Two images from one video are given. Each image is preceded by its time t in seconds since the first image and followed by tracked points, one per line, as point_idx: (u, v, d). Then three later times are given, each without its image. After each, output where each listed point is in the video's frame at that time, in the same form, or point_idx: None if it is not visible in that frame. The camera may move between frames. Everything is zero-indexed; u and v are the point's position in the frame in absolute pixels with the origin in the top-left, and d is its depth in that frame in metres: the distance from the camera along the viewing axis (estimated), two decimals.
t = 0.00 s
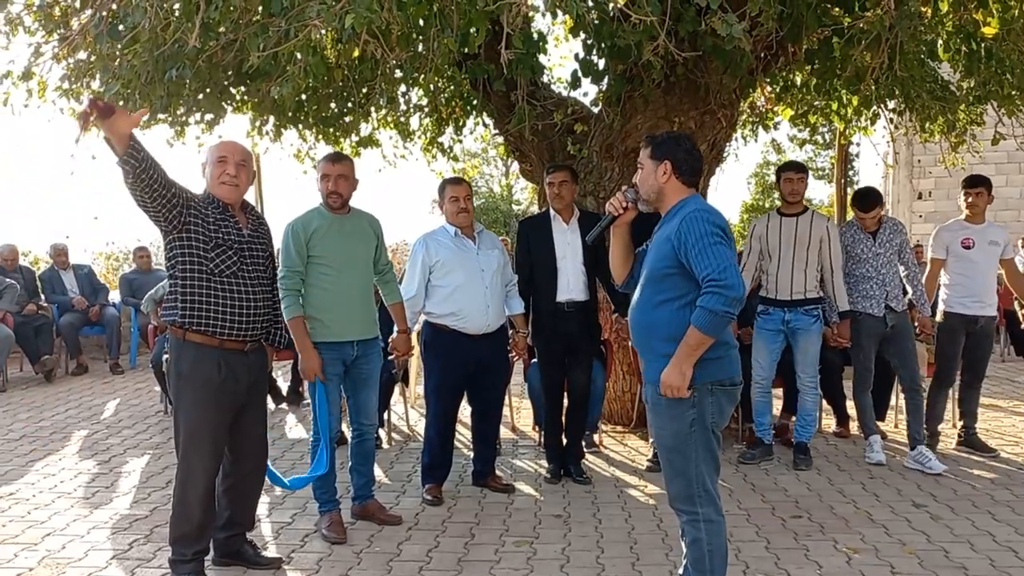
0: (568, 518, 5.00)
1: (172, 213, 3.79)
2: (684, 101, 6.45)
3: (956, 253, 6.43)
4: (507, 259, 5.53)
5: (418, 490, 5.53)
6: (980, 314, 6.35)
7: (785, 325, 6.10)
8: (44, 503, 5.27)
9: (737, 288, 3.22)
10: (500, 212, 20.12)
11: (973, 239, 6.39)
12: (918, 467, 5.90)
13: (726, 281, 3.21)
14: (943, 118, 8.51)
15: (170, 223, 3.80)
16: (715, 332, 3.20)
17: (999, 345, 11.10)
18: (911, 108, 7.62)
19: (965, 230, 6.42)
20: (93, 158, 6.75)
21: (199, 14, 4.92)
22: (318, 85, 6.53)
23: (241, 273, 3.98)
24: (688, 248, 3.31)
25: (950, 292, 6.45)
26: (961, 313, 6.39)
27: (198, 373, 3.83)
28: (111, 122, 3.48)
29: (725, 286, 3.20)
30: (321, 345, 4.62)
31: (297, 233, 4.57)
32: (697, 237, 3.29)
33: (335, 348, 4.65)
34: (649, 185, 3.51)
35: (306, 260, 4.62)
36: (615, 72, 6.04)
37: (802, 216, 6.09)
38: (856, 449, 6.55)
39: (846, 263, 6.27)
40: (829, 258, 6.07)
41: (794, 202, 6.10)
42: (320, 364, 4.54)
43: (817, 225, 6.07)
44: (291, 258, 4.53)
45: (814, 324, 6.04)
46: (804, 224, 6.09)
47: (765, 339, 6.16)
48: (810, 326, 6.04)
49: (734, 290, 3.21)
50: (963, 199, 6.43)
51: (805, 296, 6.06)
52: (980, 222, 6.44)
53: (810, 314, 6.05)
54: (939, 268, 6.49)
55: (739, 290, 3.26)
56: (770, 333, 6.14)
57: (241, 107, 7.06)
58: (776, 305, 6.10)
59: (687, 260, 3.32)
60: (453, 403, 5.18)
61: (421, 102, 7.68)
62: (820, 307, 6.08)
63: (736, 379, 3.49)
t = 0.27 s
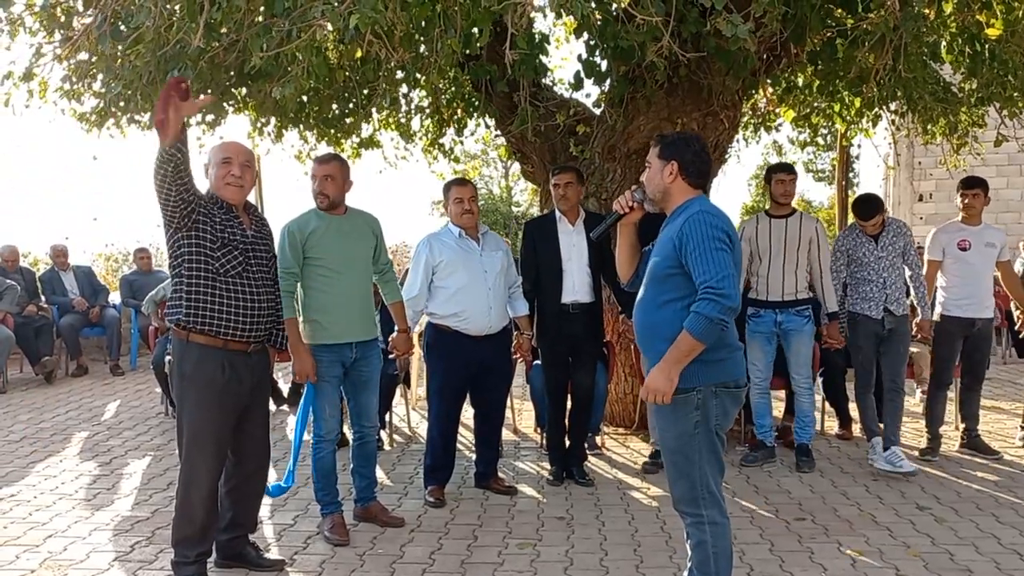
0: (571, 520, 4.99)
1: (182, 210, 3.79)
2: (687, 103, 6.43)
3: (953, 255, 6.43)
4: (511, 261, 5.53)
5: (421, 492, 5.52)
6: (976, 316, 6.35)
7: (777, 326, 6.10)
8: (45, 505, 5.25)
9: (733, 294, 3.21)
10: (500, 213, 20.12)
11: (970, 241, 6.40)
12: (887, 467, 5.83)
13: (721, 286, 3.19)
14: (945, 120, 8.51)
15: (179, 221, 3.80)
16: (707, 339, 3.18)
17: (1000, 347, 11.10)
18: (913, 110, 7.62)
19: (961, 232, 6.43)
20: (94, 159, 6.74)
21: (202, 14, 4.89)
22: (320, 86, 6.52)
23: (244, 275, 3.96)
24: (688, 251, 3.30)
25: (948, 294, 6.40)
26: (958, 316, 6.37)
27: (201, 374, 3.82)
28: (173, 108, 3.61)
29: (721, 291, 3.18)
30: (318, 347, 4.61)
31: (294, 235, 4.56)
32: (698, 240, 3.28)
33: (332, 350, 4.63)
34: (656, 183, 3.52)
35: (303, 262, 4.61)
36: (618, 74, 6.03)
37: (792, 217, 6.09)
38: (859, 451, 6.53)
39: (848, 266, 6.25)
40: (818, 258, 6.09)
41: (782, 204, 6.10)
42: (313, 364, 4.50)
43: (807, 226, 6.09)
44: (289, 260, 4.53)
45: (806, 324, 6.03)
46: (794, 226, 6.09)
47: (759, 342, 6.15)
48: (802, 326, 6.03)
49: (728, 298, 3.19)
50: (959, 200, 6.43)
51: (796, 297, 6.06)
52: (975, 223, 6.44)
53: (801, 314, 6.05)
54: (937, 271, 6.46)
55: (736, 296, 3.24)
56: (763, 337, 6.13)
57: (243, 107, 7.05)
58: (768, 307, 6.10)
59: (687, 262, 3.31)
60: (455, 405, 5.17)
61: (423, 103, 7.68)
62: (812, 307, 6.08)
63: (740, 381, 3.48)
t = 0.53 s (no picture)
0: (572, 521, 4.98)
1: (187, 211, 3.79)
2: (688, 104, 6.42)
3: (950, 256, 6.42)
4: (513, 262, 5.52)
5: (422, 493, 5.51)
6: (972, 317, 6.35)
7: (768, 328, 6.08)
8: (46, 506, 5.24)
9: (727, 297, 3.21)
10: (500, 214, 20.14)
11: (967, 242, 6.40)
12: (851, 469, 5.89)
13: (714, 289, 3.19)
14: (945, 121, 8.51)
15: (185, 221, 3.81)
16: (704, 342, 3.16)
17: (999, 348, 11.10)
18: (914, 111, 7.62)
19: (957, 233, 6.42)
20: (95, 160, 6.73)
21: (204, 14, 4.88)
22: (321, 86, 6.52)
23: (247, 277, 3.96)
24: (687, 252, 3.30)
25: (945, 295, 6.40)
26: (956, 317, 6.36)
27: (203, 375, 3.81)
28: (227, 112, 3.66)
29: (714, 294, 3.19)
30: (316, 348, 4.60)
31: (291, 237, 4.58)
32: (696, 241, 3.28)
33: (329, 351, 4.62)
34: (660, 183, 3.52)
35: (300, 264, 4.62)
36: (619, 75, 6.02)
37: (782, 219, 6.11)
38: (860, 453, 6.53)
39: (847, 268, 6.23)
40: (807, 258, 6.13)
41: (770, 206, 6.10)
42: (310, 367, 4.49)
43: (795, 227, 6.11)
44: (285, 263, 4.55)
45: (797, 326, 6.05)
46: (783, 227, 6.11)
47: (751, 344, 6.09)
48: (793, 328, 6.04)
49: (724, 300, 3.19)
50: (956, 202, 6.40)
51: (786, 299, 6.06)
52: (972, 224, 6.42)
53: (791, 315, 6.05)
54: (934, 272, 6.44)
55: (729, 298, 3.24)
56: (755, 338, 6.08)
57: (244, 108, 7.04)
58: (758, 309, 6.07)
59: (686, 262, 3.30)
60: (456, 406, 5.16)
61: (423, 104, 7.68)
62: (801, 308, 6.08)
63: (741, 382, 3.47)
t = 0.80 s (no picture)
0: (571, 524, 4.95)
1: (186, 211, 3.77)
2: (688, 105, 6.40)
3: (949, 259, 6.39)
4: (511, 263, 5.49)
5: (420, 495, 5.48)
6: (971, 320, 6.34)
7: (761, 330, 6.03)
8: (41, 508, 5.21)
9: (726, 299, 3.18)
10: (498, 215, 20.17)
11: (965, 245, 6.36)
12: (849, 474, 5.88)
13: (713, 291, 3.17)
14: (945, 123, 8.49)
15: (186, 221, 3.79)
16: (704, 347, 3.14)
17: (998, 350, 11.08)
18: (914, 112, 7.60)
19: (955, 236, 6.39)
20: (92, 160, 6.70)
21: (202, 13, 4.85)
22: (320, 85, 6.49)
23: (248, 278, 3.93)
24: (686, 252, 3.27)
25: (944, 299, 6.38)
26: (955, 320, 6.34)
27: (201, 376, 3.78)
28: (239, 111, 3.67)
29: (712, 296, 3.17)
30: (314, 349, 4.58)
31: (286, 238, 4.55)
32: (696, 242, 3.25)
33: (327, 352, 4.60)
34: (661, 183, 3.49)
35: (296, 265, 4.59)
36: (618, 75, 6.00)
37: (771, 221, 6.08)
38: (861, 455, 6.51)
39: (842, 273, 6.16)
40: (796, 259, 6.10)
41: (760, 208, 6.08)
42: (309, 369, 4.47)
43: (784, 228, 6.08)
44: (281, 263, 4.52)
45: (789, 327, 6.01)
46: (772, 229, 6.08)
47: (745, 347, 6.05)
48: (784, 329, 6.01)
49: (722, 304, 3.17)
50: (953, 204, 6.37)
51: (777, 300, 6.03)
52: (970, 226, 6.39)
53: (783, 316, 6.02)
54: (933, 275, 6.41)
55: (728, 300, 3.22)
56: (748, 341, 6.04)
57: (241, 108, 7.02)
58: (750, 311, 6.03)
59: (686, 262, 3.28)
60: (454, 409, 5.14)
61: (422, 104, 7.65)
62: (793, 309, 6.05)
63: (742, 384, 3.45)
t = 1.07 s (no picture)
0: (568, 526, 4.90)
1: (181, 208, 3.72)
2: (688, 104, 6.36)
3: (947, 261, 6.33)
4: (509, 263, 5.44)
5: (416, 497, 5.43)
6: (971, 322, 6.28)
7: (756, 331, 5.98)
8: (33, 509, 5.16)
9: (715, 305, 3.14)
10: (497, 215, 20.13)
11: (963, 246, 6.32)
12: (848, 480, 5.82)
13: (701, 298, 3.12)
14: (946, 124, 8.45)
15: (184, 218, 3.74)
16: (686, 354, 3.11)
17: (998, 352, 11.04)
18: (914, 112, 7.55)
19: (953, 237, 6.35)
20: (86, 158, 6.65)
21: (197, 9, 4.80)
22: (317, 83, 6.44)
23: (244, 276, 3.89)
24: (682, 254, 3.22)
25: (943, 301, 6.32)
26: (954, 322, 6.29)
27: (195, 375, 3.72)
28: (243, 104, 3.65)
29: (700, 302, 3.12)
30: (309, 350, 4.53)
31: (284, 236, 4.48)
32: (691, 243, 3.20)
33: (322, 352, 4.56)
34: (661, 181, 3.44)
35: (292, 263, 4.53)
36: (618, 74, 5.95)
37: (764, 221, 6.02)
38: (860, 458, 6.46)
39: (834, 270, 6.12)
40: (791, 259, 6.04)
41: (755, 208, 6.03)
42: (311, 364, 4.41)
43: (778, 228, 6.04)
44: (278, 262, 4.45)
45: (784, 328, 5.95)
46: (766, 228, 6.03)
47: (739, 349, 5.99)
48: (781, 330, 5.94)
49: (709, 310, 3.12)
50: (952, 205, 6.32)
51: (773, 300, 5.97)
52: (967, 228, 6.37)
53: (779, 317, 5.95)
54: (932, 278, 6.34)
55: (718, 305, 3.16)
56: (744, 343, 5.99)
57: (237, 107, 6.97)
58: (746, 312, 5.97)
59: (682, 264, 3.23)
60: (450, 410, 5.09)
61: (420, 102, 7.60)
62: (788, 310, 5.99)
63: (743, 386, 3.40)
